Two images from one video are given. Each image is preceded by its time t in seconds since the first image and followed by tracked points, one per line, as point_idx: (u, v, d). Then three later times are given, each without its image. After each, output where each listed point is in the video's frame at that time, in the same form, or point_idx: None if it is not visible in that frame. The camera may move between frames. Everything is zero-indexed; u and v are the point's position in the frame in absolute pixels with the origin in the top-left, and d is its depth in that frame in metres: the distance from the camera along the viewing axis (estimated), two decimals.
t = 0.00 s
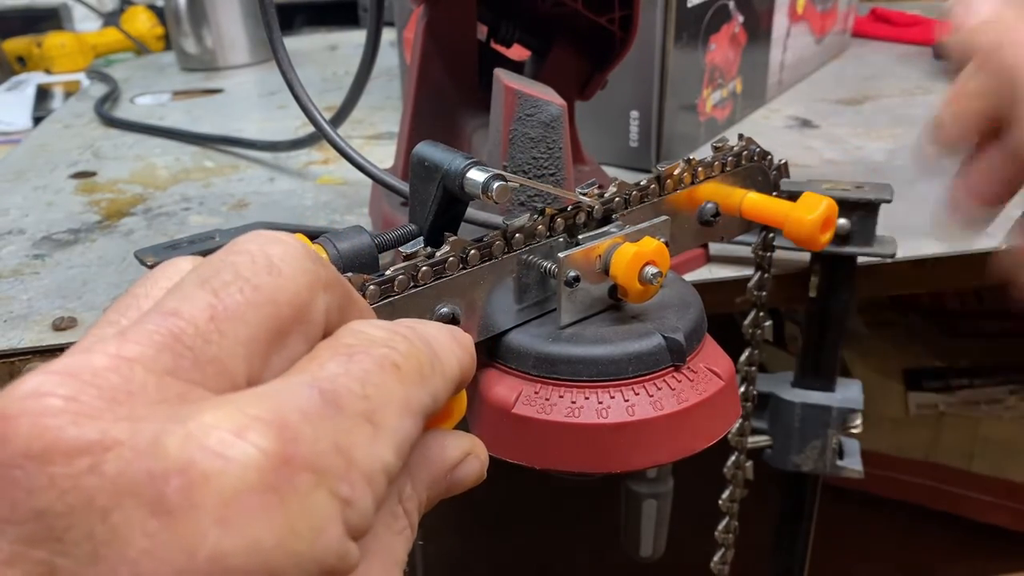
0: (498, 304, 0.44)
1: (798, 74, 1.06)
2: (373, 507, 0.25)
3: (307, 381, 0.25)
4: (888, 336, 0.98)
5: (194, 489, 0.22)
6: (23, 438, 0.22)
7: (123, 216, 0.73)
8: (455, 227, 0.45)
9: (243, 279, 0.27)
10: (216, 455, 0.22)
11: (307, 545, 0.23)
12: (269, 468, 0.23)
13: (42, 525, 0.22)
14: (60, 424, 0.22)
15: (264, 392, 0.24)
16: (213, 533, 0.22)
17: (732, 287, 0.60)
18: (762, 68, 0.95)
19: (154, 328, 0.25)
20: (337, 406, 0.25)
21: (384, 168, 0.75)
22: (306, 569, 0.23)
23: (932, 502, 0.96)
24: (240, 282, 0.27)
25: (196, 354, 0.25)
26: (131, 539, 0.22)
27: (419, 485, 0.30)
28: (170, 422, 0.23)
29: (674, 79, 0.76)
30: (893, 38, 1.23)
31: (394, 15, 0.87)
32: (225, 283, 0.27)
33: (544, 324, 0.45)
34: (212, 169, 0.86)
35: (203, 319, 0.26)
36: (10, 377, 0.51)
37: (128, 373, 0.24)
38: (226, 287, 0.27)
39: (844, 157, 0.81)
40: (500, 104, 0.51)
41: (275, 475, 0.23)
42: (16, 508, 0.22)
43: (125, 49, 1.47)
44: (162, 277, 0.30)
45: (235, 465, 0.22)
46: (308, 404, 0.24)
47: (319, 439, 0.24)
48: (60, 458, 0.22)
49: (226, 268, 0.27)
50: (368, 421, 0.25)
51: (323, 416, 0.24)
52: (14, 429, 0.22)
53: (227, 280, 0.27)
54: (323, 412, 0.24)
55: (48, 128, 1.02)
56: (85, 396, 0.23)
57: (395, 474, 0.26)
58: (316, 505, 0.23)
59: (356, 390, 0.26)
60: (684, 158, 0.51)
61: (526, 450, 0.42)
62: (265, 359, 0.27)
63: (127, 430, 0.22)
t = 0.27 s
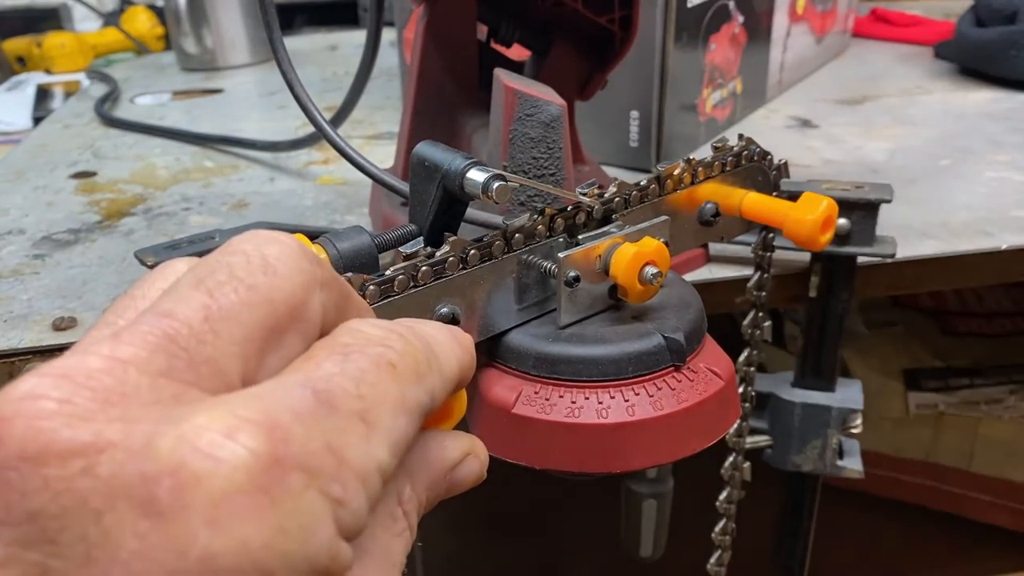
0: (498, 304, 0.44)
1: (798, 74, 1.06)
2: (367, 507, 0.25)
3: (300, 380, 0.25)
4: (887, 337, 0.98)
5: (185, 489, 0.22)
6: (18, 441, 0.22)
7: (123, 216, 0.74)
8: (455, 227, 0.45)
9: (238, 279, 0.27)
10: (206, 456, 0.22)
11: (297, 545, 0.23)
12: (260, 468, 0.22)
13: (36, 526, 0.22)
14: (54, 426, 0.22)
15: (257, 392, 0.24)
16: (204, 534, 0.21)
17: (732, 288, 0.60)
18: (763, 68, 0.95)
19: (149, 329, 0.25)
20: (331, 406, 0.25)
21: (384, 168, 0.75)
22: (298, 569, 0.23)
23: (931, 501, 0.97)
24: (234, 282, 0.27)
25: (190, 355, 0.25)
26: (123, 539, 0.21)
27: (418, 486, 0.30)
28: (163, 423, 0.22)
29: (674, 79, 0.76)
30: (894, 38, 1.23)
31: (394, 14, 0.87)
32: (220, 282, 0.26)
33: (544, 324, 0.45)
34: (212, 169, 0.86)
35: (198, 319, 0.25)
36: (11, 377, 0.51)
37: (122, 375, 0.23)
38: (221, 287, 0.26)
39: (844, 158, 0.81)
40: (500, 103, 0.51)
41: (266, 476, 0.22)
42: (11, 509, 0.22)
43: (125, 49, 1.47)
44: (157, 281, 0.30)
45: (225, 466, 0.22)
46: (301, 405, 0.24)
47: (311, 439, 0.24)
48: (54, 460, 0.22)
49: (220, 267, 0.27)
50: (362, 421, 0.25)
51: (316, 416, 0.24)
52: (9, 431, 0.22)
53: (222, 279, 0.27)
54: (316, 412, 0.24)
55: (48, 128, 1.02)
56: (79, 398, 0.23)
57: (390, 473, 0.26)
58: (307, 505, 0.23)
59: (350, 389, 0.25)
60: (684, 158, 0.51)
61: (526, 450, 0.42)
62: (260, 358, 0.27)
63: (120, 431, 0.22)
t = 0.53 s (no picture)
0: (498, 304, 0.44)
1: (798, 74, 1.06)
2: (368, 502, 0.25)
3: (302, 374, 0.25)
4: (887, 337, 0.98)
5: (186, 482, 0.22)
6: (19, 435, 0.21)
7: (123, 216, 0.74)
8: (455, 227, 0.45)
9: (238, 275, 0.27)
10: (208, 448, 0.22)
11: (299, 538, 0.23)
12: (261, 461, 0.22)
13: (37, 520, 0.21)
14: (56, 420, 0.22)
15: (258, 386, 0.24)
16: (205, 526, 0.21)
17: (732, 288, 0.60)
18: (763, 68, 0.95)
19: (149, 324, 0.25)
20: (332, 401, 0.25)
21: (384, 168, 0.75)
22: (299, 563, 0.23)
23: (931, 502, 0.98)
24: (234, 278, 0.26)
25: (190, 351, 0.25)
26: (123, 532, 0.21)
27: (419, 486, 0.30)
28: (163, 416, 0.22)
29: (674, 79, 0.76)
30: (893, 38, 1.23)
31: (394, 15, 0.87)
32: (219, 279, 0.26)
33: (544, 324, 0.46)
34: (212, 169, 0.86)
35: (198, 315, 0.25)
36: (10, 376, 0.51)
37: (122, 369, 0.23)
38: (221, 283, 0.26)
39: (844, 158, 0.81)
40: (500, 103, 0.51)
41: (267, 469, 0.22)
42: (15, 504, 0.21)
43: (125, 49, 1.48)
44: (156, 278, 0.30)
45: (227, 459, 0.22)
46: (302, 398, 0.24)
47: (312, 432, 0.24)
48: (55, 454, 0.22)
49: (220, 264, 0.27)
50: (363, 416, 0.25)
51: (317, 410, 0.24)
52: (11, 425, 0.22)
53: (222, 276, 0.26)
54: (318, 406, 0.24)
55: (48, 128, 1.02)
56: (81, 393, 0.22)
57: (391, 468, 0.26)
58: (309, 499, 0.23)
59: (351, 383, 0.25)
60: (684, 158, 0.51)
61: (526, 450, 0.42)
62: (260, 354, 0.27)
63: (122, 425, 0.22)
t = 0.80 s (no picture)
0: (498, 304, 0.44)
1: (798, 74, 1.06)
2: (364, 500, 0.25)
3: (297, 371, 0.24)
4: (888, 336, 0.99)
5: (180, 478, 0.21)
6: (16, 434, 0.22)
7: (123, 216, 0.73)
8: (455, 227, 0.45)
9: (234, 272, 0.26)
10: (202, 445, 0.22)
11: (291, 535, 0.22)
12: (255, 458, 0.22)
13: (34, 517, 0.22)
14: (52, 419, 0.22)
15: (252, 382, 0.23)
16: (199, 520, 0.21)
17: (733, 287, 0.60)
18: (762, 68, 0.95)
19: (145, 322, 0.24)
20: (328, 397, 0.24)
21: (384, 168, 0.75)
22: (291, 559, 0.22)
23: (930, 501, 0.98)
24: (230, 276, 0.26)
25: (186, 347, 0.25)
26: (119, 528, 0.22)
27: (418, 486, 0.30)
28: (158, 413, 0.22)
29: (674, 78, 0.76)
30: (894, 38, 1.23)
31: (394, 15, 0.87)
32: (215, 276, 0.26)
33: (544, 324, 0.46)
34: (212, 169, 0.86)
35: (193, 313, 0.25)
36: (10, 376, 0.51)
37: (119, 367, 0.23)
38: (217, 280, 0.26)
39: (844, 158, 0.81)
40: (500, 104, 0.52)
41: (261, 465, 0.22)
42: (11, 501, 0.22)
43: (125, 49, 1.48)
44: (150, 278, 0.30)
45: (221, 455, 0.22)
46: (297, 395, 0.23)
47: (307, 429, 0.23)
48: (52, 452, 0.22)
49: (216, 261, 0.26)
50: (359, 413, 0.25)
51: (312, 406, 0.23)
52: (8, 424, 0.22)
53: (217, 273, 0.26)
54: (313, 403, 0.23)
55: (48, 128, 1.02)
56: (76, 390, 0.23)
57: (387, 466, 0.26)
58: (304, 495, 0.23)
59: (348, 380, 0.25)
60: (683, 158, 0.51)
61: (526, 450, 0.42)
62: (256, 353, 0.26)
63: (117, 422, 0.22)
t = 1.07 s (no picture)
0: (498, 305, 0.44)
1: (799, 74, 1.06)
2: (360, 500, 0.25)
3: (294, 372, 0.24)
4: (889, 336, 0.99)
5: (176, 479, 0.21)
6: (13, 436, 0.22)
7: (123, 216, 0.74)
8: (455, 228, 0.45)
9: (229, 273, 0.26)
10: (197, 446, 0.22)
11: (287, 536, 0.22)
12: (250, 459, 0.22)
13: (31, 519, 0.22)
14: (49, 421, 0.22)
15: (248, 384, 0.23)
16: (194, 521, 0.21)
17: (733, 287, 0.60)
18: (763, 68, 0.95)
19: (141, 323, 0.24)
20: (324, 398, 0.24)
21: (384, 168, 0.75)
22: (287, 559, 0.22)
23: (930, 501, 0.98)
24: (226, 277, 0.26)
25: (182, 348, 0.24)
26: (115, 530, 0.21)
27: (417, 487, 0.30)
28: (154, 415, 0.22)
29: (674, 79, 0.76)
30: (894, 38, 1.23)
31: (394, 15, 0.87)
32: (211, 278, 0.26)
33: (544, 324, 0.46)
34: (212, 169, 0.86)
35: (190, 314, 0.25)
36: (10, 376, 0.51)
37: (115, 368, 0.23)
38: (213, 282, 0.26)
39: (844, 158, 0.81)
40: (500, 103, 0.51)
41: (256, 466, 0.22)
42: (7, 503, 0.22)
43: (125, 49, 1.48)
44: (148, 279, 0.30)
45: (216, 457, 0.22)
46: (293, 396, 0.23)
47: (303, 430, 0.23)
48: (49, 454, 0.22)
49: (212, 263, 0.27)
50: (356, 414, 0.24)
51: (308, 408, 0.23)
52: (5, 426, 0.22)
53: (214, 275, 0.26)
54: (309, 404, 0.23)
55: (48, 128, 1.02)
56: (73, 392, 0.23)
57: (384, 467, 0.26)
58: (300, 496, 0.23)
59: (344, 381, 0.25)
60: (683, 158, 0.51)
61: (526, 450, 0.42)
62: (253, 353, 0.26)
63: (112, 423, 0.22)
